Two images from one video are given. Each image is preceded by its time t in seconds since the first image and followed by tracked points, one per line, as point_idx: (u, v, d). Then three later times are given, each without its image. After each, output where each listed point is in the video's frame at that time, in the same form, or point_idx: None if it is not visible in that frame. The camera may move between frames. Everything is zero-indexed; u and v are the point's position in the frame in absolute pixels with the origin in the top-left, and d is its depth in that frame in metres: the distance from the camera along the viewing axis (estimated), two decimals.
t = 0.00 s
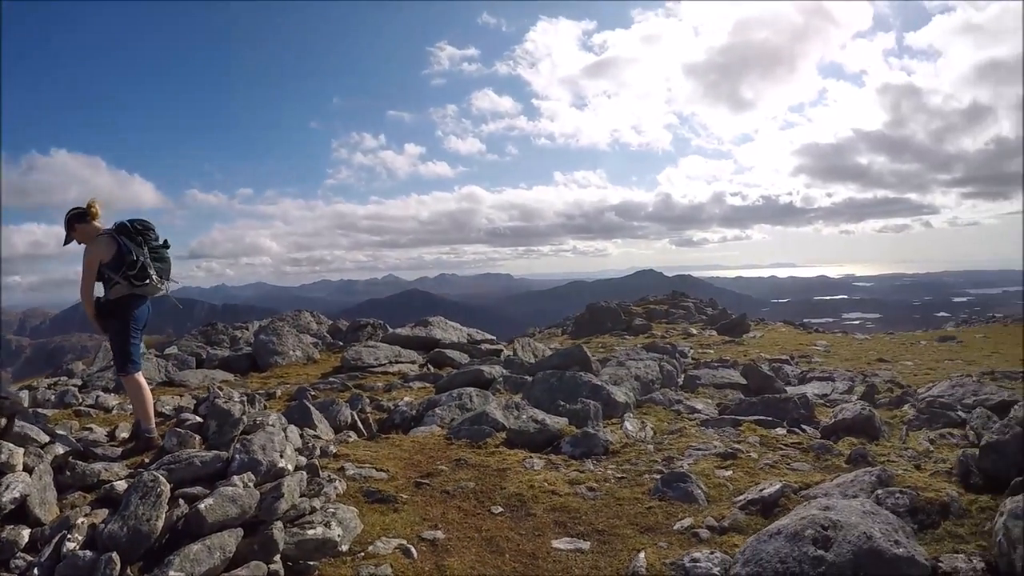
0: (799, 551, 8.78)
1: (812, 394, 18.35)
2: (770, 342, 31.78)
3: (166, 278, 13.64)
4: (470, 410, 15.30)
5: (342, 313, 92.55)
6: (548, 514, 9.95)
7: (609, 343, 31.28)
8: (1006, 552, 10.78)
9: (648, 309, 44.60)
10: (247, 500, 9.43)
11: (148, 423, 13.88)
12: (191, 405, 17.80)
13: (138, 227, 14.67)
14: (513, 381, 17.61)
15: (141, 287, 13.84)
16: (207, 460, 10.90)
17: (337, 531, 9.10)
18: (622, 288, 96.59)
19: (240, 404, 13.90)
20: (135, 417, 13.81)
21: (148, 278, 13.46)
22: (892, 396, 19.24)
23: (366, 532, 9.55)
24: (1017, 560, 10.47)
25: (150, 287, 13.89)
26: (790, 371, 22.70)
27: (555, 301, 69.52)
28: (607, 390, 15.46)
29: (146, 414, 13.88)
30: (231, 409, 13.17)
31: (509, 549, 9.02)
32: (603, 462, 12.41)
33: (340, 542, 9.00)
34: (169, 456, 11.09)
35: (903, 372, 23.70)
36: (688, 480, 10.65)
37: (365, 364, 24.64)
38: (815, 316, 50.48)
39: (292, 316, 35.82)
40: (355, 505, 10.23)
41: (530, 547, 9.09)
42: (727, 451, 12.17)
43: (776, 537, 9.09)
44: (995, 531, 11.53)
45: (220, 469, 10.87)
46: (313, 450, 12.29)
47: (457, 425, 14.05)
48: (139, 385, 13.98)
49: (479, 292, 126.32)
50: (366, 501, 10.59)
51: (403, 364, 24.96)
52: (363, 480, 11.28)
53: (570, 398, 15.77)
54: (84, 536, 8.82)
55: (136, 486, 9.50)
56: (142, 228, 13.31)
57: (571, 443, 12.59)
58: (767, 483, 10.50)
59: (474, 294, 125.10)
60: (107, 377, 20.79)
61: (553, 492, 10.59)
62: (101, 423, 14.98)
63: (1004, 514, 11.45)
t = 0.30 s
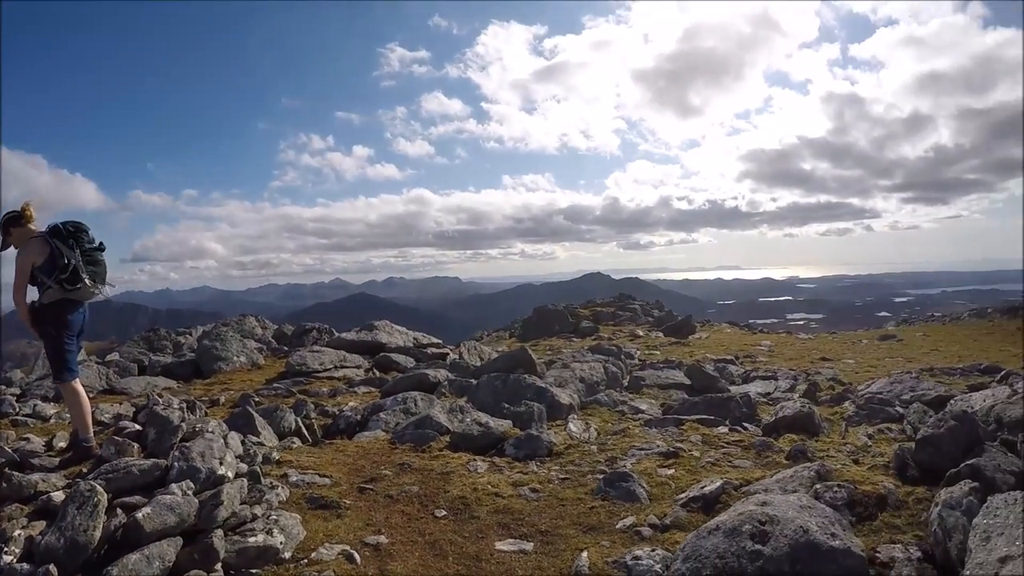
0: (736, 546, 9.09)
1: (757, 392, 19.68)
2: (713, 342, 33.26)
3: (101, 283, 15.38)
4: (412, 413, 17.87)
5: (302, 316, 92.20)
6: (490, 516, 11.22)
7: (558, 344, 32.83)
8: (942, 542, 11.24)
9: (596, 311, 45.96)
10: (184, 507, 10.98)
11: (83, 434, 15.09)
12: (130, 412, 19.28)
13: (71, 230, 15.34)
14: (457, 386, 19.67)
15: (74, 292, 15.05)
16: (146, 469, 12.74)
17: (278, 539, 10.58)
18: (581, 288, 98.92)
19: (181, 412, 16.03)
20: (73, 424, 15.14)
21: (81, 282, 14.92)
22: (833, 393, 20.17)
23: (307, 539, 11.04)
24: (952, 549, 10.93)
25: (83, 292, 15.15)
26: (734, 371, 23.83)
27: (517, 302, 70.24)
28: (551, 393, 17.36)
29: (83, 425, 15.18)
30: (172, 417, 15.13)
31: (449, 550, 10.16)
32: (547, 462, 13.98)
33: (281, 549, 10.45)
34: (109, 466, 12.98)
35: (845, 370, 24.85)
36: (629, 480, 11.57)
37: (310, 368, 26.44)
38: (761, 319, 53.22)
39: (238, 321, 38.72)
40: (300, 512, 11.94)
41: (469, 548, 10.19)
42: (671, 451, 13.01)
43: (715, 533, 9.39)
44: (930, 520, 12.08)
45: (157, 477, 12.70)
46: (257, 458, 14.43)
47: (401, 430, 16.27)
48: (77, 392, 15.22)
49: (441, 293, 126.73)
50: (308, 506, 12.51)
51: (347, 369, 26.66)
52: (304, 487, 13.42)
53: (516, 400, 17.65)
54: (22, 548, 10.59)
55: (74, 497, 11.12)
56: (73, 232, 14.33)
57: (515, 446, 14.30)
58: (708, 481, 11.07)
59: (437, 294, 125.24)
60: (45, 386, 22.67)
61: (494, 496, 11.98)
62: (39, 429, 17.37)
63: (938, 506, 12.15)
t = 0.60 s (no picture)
0: (681, 542, 9.24)
1: (700, 390, 20.27)
2: (660, 342, 34.01)
3: (38, 287, 14.81)
4: (358, 417, 17.73)
5: (254, 319, 90.18)
6: (437, 519, 11.20)
7: (504, 345, 33.18)
8: (882, 532, 11.68)
9: (545, 312, 46.45)
10: (126, 517, 10.64)
11: (21, 445, 14.53)
12: (69, 419, 18.59)
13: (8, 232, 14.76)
14: (404, 389, 19.83)
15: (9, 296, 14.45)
16: (86, 479, 12.30)
17: (223, 547, 10.32)
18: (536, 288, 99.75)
19: (121, 419, 15.50)
20: (11, 433, 14.56)
21: (17, 285, 14.34)
22: (777, 391, 20.74)
23: (253, 547, 10.81)
24: (893, 538, 11.38)
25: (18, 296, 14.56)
26: (680, 370, 24.34)
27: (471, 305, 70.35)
28: (496, 395, 17.53)
29: (21, 434, 14.61)
30: (112, 424, 14.64)
31: (396, 553, 10.10)
32: (493, 463, 14.10)
33: (226, 557, 10.21)
34: (46, 476, 12.50)
35: (789, 367, 25.68)
36: (574, 479, 11.82)
37: (255, 372, 25.89)
38: (709, 319, 54.75)
39: (183, 326, 37.93)
40: (245, 520, 11.69)
41: (417, 551, 10.14)
42: (616, 449, 13.47)
43: (659, 529, 9.53)
44: (869, 512, 12.54)
45: (98, 486, 12.28)
46: (200, 465, 14.12)
47: (347, 434, 16.13)
48: (14, 400, 14.50)
49: (397, 295, 125.84)
50: (253, 512, 12.28)
51: (292, 373, 26.15)
52: (250, 493, 13.16)
53: (462, 401, 17.72)
54: None
55: (11, 509, 10.69)
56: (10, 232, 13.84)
57: (462, 447, 14.36)
58: (654, 479, 11.33)
59: (393, 297, 124.36)
60: None
61: (443, 497, 12.01)
62: None
63: (878, 497, 12.60)
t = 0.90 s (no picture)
0: (631, 545, 9.33)
1: (649, 393, 20.51)
2: (611, 346, 34.47)
3: None
4: (307, 425, 17.42)
5: (205, 326, 87.74)
6: (387, 527, 11.07)
7: (456, 350, 33.16)
8: (831, 528, 12.03)
9: (496, 316, 46.53)
10: (69, 533, 10.20)
11: None
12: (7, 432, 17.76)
13: None
14: (352, 395, 19.56)
15: None
16: (27, 494, 11.76)
17: (170, 561, 9.96)
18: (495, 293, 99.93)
19: (64, 431, 14.87)
20: None
21: None
22: (726, 392, 21.22)
23: (202, 560, 10.48)
24: (841, 534, 11.72)
25: None
26: (632, 374, 24.66)
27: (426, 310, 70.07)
28: (445, 401, 17.52)
29: None
30: (54, 437, 14.03)
31: (347, 563, 9.93)
32: (444, 470, 14.07)
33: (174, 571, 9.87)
34: None
35: (739, 369, 26.29)
36: (525, 484, 11.86)
37: (203, 381, 25.18)
38: (661, 322, 55.71)
39: (128, 334, 36.72)
40: (193, 532, 11.34)
41: (368, 560, 9.99)
42: (566, 453, 13.62)
43: (609, 533, 9.63)
44: (818, 509, 12.88)
45: (40, 502, 11.76)
46: (146, 477, 13.65)
47: (297, 442, 15.84)
48: None
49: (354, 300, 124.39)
50: (199, 525, 11.92)
51: (242, 382, 25.48)
52: (196, 505, 12.78)
53: (412, 408, 17.56)
54: None
55: None
56: None
57: (412, 455, 14.26)
58: (605, 482, 11.46)
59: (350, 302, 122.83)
60: None
61: (392, 505, 11.87)
62: None
63: (826, 494, 12.98)
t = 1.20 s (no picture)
0: (585, 549, 9.34)
1: (602, 397, 20.65)
2: (565, 349, 34.71)
3: None
4: (258, 433, 16.99)
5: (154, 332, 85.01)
6: (340, 536, 10.87)
7: (411, 355, 32.92)
8: (784, 527, 12.30)
9: (450, 320, 46.40)
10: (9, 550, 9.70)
11: None
12: None
13: None
14: (303, 402, 19.19)
15: None
16: None
17: None
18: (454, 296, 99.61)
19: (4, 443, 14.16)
20: None
21: None
22: (680, 394, 21.55)
23: None
24: (795, 533, 11.99)
25: None
26: (586, 377, 24.82)
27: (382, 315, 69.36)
28: (397, 407, 17.38)
29: None
30: None
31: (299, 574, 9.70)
32: (398, 477, 13.93)
33: None
34: None
35: (691, 371, 26.77)
36: (479, 490, 11.79)
37: (152, 389, 24.39)
38: (616, 325, 56.28)
39: (73, 340, 35.29)
40: (141, 547, 10.92)
41: (321, 571, 9.77)
42: (519, 458, 13.63)
43: (563, 538, 9.64)
44: (771, 508, 13.15)
45: None
46: (92, 490, 13.08)
47: (247, 451, 15.43)
48: None
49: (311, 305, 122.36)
50: (148, 538, 11.47)
51: (194, 390, 24.64)
52: (145, 518, 12.30)
53: (362, 415, 17.30)
54: None
55: None
56: None
57: (364, 461, 14.03)
58: (558, 486, 11.51)
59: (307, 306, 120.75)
60: None
61: (345, 514, 11.66)
62: None
63: (780, 494, 13.27)
